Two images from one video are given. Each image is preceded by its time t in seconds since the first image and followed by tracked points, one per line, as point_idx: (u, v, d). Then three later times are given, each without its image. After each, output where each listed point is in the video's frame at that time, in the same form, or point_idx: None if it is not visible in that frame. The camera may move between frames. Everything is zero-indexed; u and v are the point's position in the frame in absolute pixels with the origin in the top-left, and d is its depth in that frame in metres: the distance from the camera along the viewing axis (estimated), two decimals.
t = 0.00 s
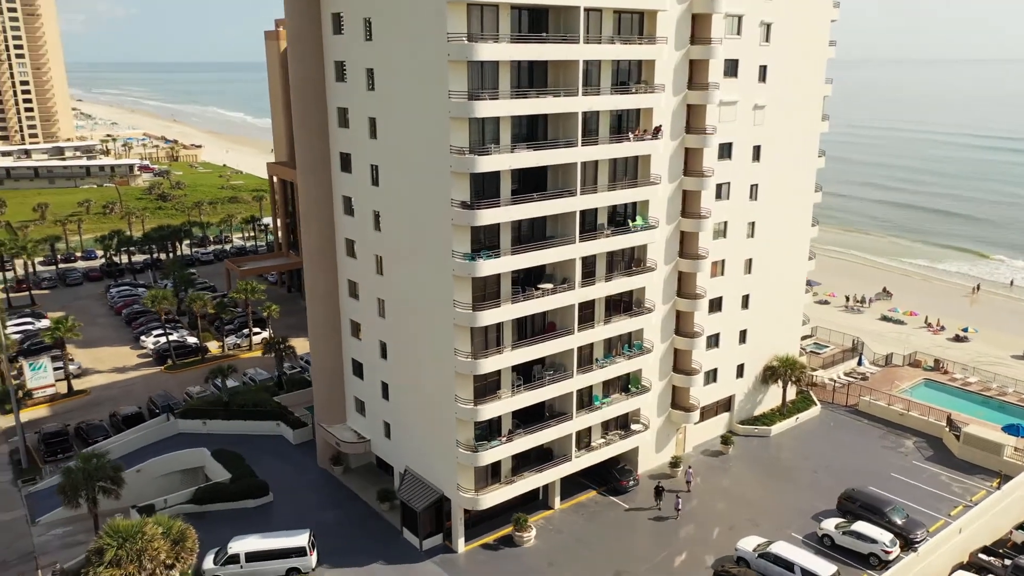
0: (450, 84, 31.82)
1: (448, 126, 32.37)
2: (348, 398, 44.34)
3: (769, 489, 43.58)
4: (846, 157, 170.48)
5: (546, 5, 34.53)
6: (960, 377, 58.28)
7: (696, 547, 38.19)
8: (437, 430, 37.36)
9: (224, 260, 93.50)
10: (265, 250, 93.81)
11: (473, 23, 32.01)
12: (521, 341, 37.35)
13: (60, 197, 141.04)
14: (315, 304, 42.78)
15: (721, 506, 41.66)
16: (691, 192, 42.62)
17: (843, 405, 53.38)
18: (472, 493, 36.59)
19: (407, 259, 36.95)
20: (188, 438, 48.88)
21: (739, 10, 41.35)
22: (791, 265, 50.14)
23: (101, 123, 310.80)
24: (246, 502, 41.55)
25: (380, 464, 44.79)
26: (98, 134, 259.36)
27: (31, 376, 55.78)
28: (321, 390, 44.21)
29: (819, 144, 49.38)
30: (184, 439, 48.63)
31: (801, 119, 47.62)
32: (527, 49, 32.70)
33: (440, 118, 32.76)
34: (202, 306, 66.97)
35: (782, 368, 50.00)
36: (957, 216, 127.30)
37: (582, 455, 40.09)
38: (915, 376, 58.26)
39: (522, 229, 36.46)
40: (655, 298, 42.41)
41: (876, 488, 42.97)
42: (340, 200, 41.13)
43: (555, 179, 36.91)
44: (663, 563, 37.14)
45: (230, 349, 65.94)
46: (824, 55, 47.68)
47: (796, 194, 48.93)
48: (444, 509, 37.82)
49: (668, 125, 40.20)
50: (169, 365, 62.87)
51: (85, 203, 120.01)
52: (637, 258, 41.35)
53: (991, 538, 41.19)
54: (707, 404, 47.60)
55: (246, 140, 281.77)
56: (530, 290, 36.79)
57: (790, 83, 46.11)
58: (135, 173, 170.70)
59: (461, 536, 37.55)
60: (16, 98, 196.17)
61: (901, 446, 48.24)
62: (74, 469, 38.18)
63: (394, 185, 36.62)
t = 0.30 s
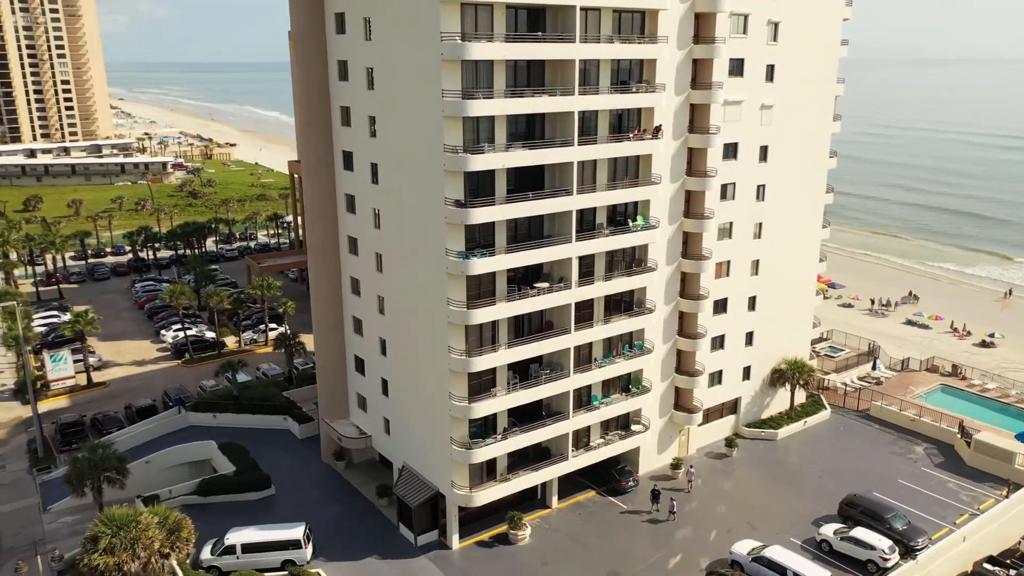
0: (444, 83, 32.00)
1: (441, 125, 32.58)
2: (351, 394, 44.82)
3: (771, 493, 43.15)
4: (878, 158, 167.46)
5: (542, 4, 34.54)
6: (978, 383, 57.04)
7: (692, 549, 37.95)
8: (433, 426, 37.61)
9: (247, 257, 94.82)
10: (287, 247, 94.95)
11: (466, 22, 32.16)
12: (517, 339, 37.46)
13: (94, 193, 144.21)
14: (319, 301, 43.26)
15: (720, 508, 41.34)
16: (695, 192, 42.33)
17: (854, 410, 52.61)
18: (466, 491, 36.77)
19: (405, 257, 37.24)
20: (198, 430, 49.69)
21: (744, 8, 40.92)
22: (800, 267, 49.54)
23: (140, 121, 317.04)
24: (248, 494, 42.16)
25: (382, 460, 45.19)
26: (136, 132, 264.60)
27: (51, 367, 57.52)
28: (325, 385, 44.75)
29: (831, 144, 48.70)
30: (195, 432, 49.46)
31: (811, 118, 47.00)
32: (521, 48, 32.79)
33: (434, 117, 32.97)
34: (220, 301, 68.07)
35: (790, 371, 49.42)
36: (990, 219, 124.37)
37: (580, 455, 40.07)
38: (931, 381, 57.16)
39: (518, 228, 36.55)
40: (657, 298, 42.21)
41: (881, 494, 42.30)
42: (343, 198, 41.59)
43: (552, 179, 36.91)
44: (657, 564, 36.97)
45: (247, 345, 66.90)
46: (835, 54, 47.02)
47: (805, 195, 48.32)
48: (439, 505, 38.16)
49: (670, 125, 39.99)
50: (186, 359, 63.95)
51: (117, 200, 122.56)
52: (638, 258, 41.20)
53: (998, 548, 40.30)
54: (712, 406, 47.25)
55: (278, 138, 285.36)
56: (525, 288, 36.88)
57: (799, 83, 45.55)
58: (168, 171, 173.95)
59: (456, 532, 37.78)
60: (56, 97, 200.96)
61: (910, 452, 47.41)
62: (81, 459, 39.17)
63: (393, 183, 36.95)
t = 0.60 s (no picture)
0: (436, 82, 32.20)
1: (434, 124, 32.76)
2: (352, 390, 45.25)
3: (771, 496, 42.74)
4: (910, 160, 164.47)
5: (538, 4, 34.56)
6: (995, 389, 55.82)
7: (685, 551, 37.77)
8: (427, 423, 37.80)
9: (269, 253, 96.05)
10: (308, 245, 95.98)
11: (459, 22, 32.30)
12: (511, 337, 37.56)
13: (127, 190, 147.19)
14: (322, 298, 43.73)
15: (717, 511, 41.06)
16: (696, 193, 42.05)
17: (863, 415, 51.85)
18: (458, 488, 36.96)
19: (401, 255, 37.50)
20: (207, 424, 50.53)
21: (748, 8, 40.51)
22: (808, 269, 48.93)
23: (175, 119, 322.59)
24: (249, 487, 42.78)
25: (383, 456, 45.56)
26: (171, 130, 269.31)
27: (70, 359, 59.41)
28: (327, 381, 45.23)
29: (840, 145, 48.04)
30: (203, 425, 50.31)
31: (819, 119, 46.40)
32: (514, 47, 32.86)
33: (428, 115, 33.13)
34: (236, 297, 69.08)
35: (797, 374, 48.83)
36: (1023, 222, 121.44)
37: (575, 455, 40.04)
38: (946, 387, 56.06)
39: (513, 227, 36.63)
40: (656, 299, 42.01)
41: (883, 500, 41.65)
42: (344, 196, 41.99)
43: (547, 178, 36.93)
44: (649, 565, 36.82)
45: (261, 340, 67.79)
46: (845, 53, 46.38)
47: (814, 196, 47.72)
48: (433, 502, 38.40)
49: (670, 125, 39.76)
50: (201, 354, 65.02)
51: (147, 197, 124.96)
52: (638, 258, 41.05)
53: (1002, 558, 39.46)
54: (714, 408, 46.89)
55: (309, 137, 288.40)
56: (520, 287, 37.00)
57: (806, 82, 44.97)
58: (198, 170, 176.80)
59: (449, 529, 38.00)
60: (94, 96, 205.44)
61: (918, 458, 46.59)
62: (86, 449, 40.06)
63: (390, 181, 37.26)
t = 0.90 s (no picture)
0: (427, 82, 32.40)
1: (425, 123, 32.94)
2: (354, 387, 45.68)
3: (770, 500, 42.32)
4: (942, 162, 161.38)
5: (532, 3, 34.57)
6: (1011, 396, 54.63)
7: (676, 554, 37.63)
8: (421, 420, 38.02)
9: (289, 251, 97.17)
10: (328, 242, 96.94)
11: (450, 22, 32.47)
12: (505, 336, 37.68)
13: (157, 188, 150.03)
14: (324, 295, 44.20)
15: (714, 514, 40.81)
16: (697, 194, 41.76)
17: (872, 420, 51.06)
18: (450, 485, 37.16)
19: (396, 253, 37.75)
20: (215, 418, 51.36)
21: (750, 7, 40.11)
22: (815, 272, 48.28)
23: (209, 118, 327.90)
24: (249, 481, 43.44)
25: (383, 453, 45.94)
26: (205, 129, 273.63)
27: (88, 353, 60.91)
28: (329, 378, 45.73)
29: (849, 145, 47.35)
30: (211, 419, 51.16)
31: (827, 119, 45.77)
32: (506, 47, 32.95)
33: (420, 114, 33.30)
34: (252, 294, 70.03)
35: (802, 377, 48.26)
36: None
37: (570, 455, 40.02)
38: (960, 393, 54.97)
39: (507, 226, 36.72)
40: (655, 299, 41.81)
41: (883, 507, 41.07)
42: (346, 195, 42.38)
43: (542, 177, 36.92)
44: (640, 566, 36.73)
45: (275, 336, 68.67)
46: (854, 53, 45.70)
47: (821, 197, 47.09)
48: (427, 499, 38.65)
49: (669, 125, 39.54)
50: (216, 349, 66.06)
51: (175, 194, 127.07)
52: (636, 258, 40.91)
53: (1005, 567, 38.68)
54: (716, 410, 46.52)
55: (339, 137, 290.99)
56: (514, 286, 37.10)
57: (813, 82, 44.39)
58: (228, 168, 179.38)
59: (441, 526, 38.23)
60: (129, 95, 209.72)
61: (924, 465, 45.81)
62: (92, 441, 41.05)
63: (385, 180, 37.53)
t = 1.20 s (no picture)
0: (422, 81, 32.65)
1: (420, 123, 33.19)
2: (358, 383, 46.13)
3: (772, 504, 41.87)
4: (979, 164, 157.80)
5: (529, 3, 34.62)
6: None
7: (671, 556, 37.41)
8: (417, 417, 38.25)
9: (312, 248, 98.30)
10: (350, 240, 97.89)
11: (445, 22, 32.68)
12: (502, 335, 37.78)
13: (189, 185, 152.88)
14: (329, 292, 44.71)
15: (713, 518, 40.49)
16: (701, 194, 41.43)
17: (883, 425, 50.20)
18: (445, 482, 37.37)
19: (393, 251, 38.02)
20: (226, 411, 52.15)
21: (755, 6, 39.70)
22: (825, 274, 47.61)
23: (245, 117, 332.19)
24: (253, 474, 44.09)
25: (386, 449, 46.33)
26: (240, 128, 277.71)
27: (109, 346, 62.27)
28: (334, 374, 46.24)
29: (860, 146, 46.60)
30: (222, 412, 51.97)
31: (836, 119, 45.12)
32: (501, 47, 33.06)
33: (414, 113, 33.53)
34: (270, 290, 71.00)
35: (810, 381, 47.62)
36: None
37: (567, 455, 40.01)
38: (978, 400, 53.78)
39: (504, 225, 36.84)
40: (656, 299, 41.60)
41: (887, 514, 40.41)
42: (349, 193, 42.78)
43: (539, 176, 36.95)
44: (633, 568, 36.58)
45: (292, 332, 69.53)
46: (865, 52, 45.00)
47: (831, 198, 46.43)
48: (423, 495, 38.91)
49: (670, 125, 39.32)
50: (233, 344, 67.10)
51: (205, 192, 129.21)
52: (637, 259, 40.76)
53: None
54: (720, 413, 46.12)
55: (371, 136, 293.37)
56: (510, 285, 37.21)
57: (821, 82, 43.80)
58: (259, 166, 181.95)
59: (437, 523, 38.47)
60: (166, 94, 213.78)
61: (934, 472, 44.93)
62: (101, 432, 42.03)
63: (384, 178, 37.80)
